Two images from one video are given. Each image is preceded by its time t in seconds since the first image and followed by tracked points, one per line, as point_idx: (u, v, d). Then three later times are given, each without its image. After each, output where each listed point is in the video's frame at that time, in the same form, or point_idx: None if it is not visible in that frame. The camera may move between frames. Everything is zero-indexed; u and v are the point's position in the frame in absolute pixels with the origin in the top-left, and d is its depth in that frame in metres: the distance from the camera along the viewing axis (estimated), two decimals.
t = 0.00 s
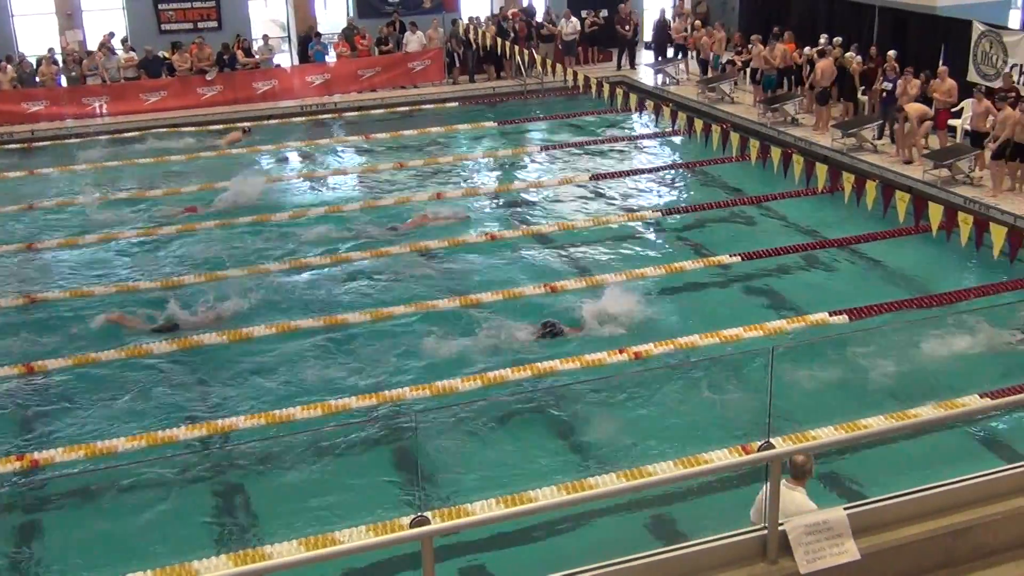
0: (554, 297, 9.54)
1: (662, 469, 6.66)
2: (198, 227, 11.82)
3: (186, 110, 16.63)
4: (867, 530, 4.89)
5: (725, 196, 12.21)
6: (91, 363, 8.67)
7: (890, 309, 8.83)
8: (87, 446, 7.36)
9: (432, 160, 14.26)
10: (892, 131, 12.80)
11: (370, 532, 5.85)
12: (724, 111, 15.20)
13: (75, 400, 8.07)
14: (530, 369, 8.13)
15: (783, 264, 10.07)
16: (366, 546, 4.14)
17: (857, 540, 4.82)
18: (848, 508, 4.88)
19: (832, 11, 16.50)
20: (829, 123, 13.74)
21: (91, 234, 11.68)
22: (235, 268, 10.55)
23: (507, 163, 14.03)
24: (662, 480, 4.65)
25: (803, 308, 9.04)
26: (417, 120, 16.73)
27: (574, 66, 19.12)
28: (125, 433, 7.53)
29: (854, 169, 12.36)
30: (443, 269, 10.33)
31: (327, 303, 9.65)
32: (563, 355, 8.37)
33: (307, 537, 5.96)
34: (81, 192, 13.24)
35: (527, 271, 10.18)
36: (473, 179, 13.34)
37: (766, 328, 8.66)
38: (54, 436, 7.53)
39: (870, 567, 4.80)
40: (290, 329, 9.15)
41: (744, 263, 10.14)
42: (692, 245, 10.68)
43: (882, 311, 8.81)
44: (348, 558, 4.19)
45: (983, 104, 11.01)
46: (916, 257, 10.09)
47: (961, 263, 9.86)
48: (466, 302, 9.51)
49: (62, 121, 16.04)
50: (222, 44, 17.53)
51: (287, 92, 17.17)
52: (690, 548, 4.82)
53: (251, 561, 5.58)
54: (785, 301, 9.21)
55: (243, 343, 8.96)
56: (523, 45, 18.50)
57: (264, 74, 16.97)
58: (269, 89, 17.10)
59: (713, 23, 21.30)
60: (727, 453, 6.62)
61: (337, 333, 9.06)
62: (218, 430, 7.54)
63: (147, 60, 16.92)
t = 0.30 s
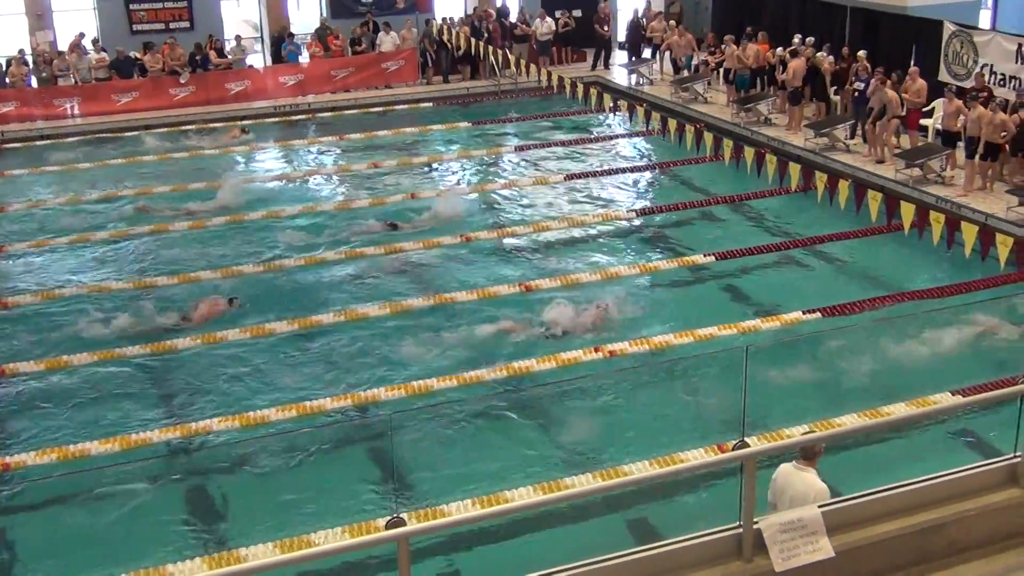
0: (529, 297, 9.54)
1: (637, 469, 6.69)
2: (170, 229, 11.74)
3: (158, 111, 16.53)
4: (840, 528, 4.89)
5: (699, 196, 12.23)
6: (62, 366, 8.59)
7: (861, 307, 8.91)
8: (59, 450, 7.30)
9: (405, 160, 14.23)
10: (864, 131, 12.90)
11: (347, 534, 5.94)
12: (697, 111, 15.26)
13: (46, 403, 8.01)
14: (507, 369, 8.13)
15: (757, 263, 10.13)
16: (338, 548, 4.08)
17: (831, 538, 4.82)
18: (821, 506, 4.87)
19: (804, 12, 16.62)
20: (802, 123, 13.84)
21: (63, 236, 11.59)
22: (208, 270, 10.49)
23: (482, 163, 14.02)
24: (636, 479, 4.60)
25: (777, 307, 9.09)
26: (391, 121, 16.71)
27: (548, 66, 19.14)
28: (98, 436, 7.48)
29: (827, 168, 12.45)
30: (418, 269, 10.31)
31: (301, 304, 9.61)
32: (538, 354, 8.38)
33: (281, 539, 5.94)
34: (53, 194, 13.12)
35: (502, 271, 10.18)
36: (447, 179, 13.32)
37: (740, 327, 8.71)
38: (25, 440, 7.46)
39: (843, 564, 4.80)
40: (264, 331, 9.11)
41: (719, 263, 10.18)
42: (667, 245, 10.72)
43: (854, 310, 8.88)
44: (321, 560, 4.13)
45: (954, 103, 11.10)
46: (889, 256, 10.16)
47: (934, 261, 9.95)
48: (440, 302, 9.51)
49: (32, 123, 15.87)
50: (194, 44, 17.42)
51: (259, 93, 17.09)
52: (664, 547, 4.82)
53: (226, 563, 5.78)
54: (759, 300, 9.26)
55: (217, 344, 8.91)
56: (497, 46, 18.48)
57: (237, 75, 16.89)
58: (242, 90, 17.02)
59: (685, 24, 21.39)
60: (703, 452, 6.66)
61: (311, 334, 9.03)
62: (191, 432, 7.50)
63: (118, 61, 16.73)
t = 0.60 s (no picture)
0: (504, 299, 9.53)
1: (614, 469, 6.66)
2: (143, 231, 11.67)
3: (131, 113, 16.43)
4: (817, 525, 4.88)
5: (673, 197, 12.29)
6: (33, 370, 8.52)
7: (835, 306, 8.98)
8: (31, 454, 7.22)
9: (379, 162, 14.20)
10: (837, 132, 13.01)
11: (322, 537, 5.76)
12: (671, 112, 15.34)
13: (18, 407, 7.93)
14: (484, 372, 8.11)
15: (733, 263, 10.17)
16: (314, 551, 4.03)
17: (807, 537, 4.81)
18: (797, 505, 4.86)
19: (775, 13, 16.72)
20: (775, 123, 13.95)
21: (34, 239, 11.48)
22: (182, 273, 10.43)
23: (458, 165, 14.01)
24: (613, 480, 4.55)
25: (752, 307, 9.12)
26: (366, 122, 16.68)
27: (523, 67, 19.15)
28: (71, 440, 7.41)
29: (801, 169, 12.56)
30: (393, 271, 10.29)
31: (275, 307, 9.55)
32: (515, 356, 8.38)
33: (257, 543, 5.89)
34: (25, 197, 13.00)
35: (478, 273, 10.17)
36: (422, 181, 13.30)
37: (716, 327, 8.74)
38: None
39: (819, 562, 4.80)
40: (239, 333, 9.06)
41: (694, 264, 10.21)
42: (643, 246, 10.74)
43: (828, 309, 8.95)
44: (297, 564, 4.08)
45: (926, 104, 11.21)
46: (863, 256, 10.23)
47: (908, 261, 10.02)
48: (416, 304, 9.49)
49: (3, 125, 15.73)
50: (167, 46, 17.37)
51: (233, 95, 16.97)
52: (643, 546, 4.78)
53: (202, 568, 5.65)
54: (736, 300, 9.30)
55: (191, 347, 8.85)
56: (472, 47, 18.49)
57: (210, 77, 16.81)
58: (215, 91, 16.93)
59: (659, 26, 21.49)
60: (679, 452, 6.68)
61: (286, 337, 8.99)
62: (166, 436, 7.44)
63: (90, 63, 16.67)
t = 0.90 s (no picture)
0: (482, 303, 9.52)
1: (592, 472, 6.57)
2: (118, 236, 11.59)
3: (105, 117, 16.33)
4: (794, 527, 4.85)
5: (650, 200, 12.32)
6: (7, 376, 8.43)
7: (811, 308, 9.03)
8: (5, 461, 7.15)
9: (356, 166, 14.16)
10: (812, 134, 13.10)
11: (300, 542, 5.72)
12: (648, 115, 15.41)
13: None
14: (461, 376, 8.10)
15: (711, 266, 10.20)
16: (291, 557, 3.98)
17: (785, 538, 4.79)
18: (774, 506, 4.84)
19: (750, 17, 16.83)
20: (751, 126, 14.07)
21: (8, 244, 11.38)
22: (158, 277, 10.37)
23: (435, 168, 14.00)
24: (593, 482, 4.49)
25: (729, 310, 9.15)
26: (343, 126, 16.65)
27: (500, 71, 19.17)
28: (45, 447, 7.34)
29: (776, 171, 12.66)
30: (371, 275, 10.26)
31: (252, 312, 9.50)
32: (492, 361, 8.36)
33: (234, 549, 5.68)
34: None
35: (456, 276, 10.15)
36: (399, 185, 13.27)
37: (693, 330, 8.77)
38: None
39: (796, 564, 4.78)
40: (215, 338, 9.01)
41: (671, 266, 10.23)
42: (621, 249, 10.76)
43: (804, 311, 9.00)
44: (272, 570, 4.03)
45: (900, 106, 11.29)
46: (838, 259, 10.28)
47: (885, 263, 10.07)
48: (394, 309, 9.46)
49: None
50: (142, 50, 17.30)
51: (208, 100, 16.84)
52: (620, 549, 4.75)
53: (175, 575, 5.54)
54: (714, 303, 9.32)
55: (167, 352, 8.79)
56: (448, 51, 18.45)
57: (185, 80, 16.68)
58: (191, 95, 16.81)
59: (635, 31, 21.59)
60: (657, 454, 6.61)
61: (262, 342, 8.94)
62: (142, 442, 7.38)
63: (63, 67, 16.56)
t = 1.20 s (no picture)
0: (462, 311, 9.51)
1: (573, 478, 6.56)
2: (96, 245, 11.51)
3: (82, 125, 16.23)
4: (774, 534, 4.83)
5: (630, 206, 12.36)
6: None
7: (790, 314, 9.07)
8: None
9: (336, 173, 14.12)
10: (790, 141, 13.18)
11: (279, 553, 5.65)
12: (627, 122, 15.48)
13: None
14: (443, 384, 8.07)
15: (692, 272, 10.22)
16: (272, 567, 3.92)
17: (765, 545, 4.77)
18: (754, 513, 4.83)
19: (727, 24, 16.95)
20: (729, 132, 14.16)
21: None
22: (136, 286, 10.29)
23: (416, 176, 13.99)
24: (575, 489, 4.41)
25: (710, 316, 9.17)
26: (322, 133, 16.62)
27: (479, 78, 19.19)
28: (23, 458, 7.27)
29: (755, 178, 12.73)
30: (351, 283, 10.23)
31: (231, 320, 9.45)
32: (473, 369, 8.34)
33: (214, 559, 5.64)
34: None
35: (436, 284, 10.14)
36: (379, 192, 13.25)
37: (673, 336, 8.78)
38: None
39: (777, 571, 4.75)
40: (194, 347, 8.95)
41: (651, 273, 10.25)
42: (602, 256, 10.77)
43: (784, 317, 9.04)
44: None
45: (878, 112, 11.37)
46: (818, 265, 10.31)
47: (864, 269, 10.11)
48: (374, 317, 9.44)
49: None
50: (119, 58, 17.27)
51: (186, 107, 16.88)
52: (601, 556, 4.71)
53: None
54: (694, 309, 9.33)
55: (145, 362, 8.73)
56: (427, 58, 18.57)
57: (162, 88, 16.68)
58: (168, 103, 16.80)
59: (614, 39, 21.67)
60: (636, 460, 6.64)
61: (242, 350, 8.90)
62: (120, 452, 7.32)
63: (40, 75, 16.43)
